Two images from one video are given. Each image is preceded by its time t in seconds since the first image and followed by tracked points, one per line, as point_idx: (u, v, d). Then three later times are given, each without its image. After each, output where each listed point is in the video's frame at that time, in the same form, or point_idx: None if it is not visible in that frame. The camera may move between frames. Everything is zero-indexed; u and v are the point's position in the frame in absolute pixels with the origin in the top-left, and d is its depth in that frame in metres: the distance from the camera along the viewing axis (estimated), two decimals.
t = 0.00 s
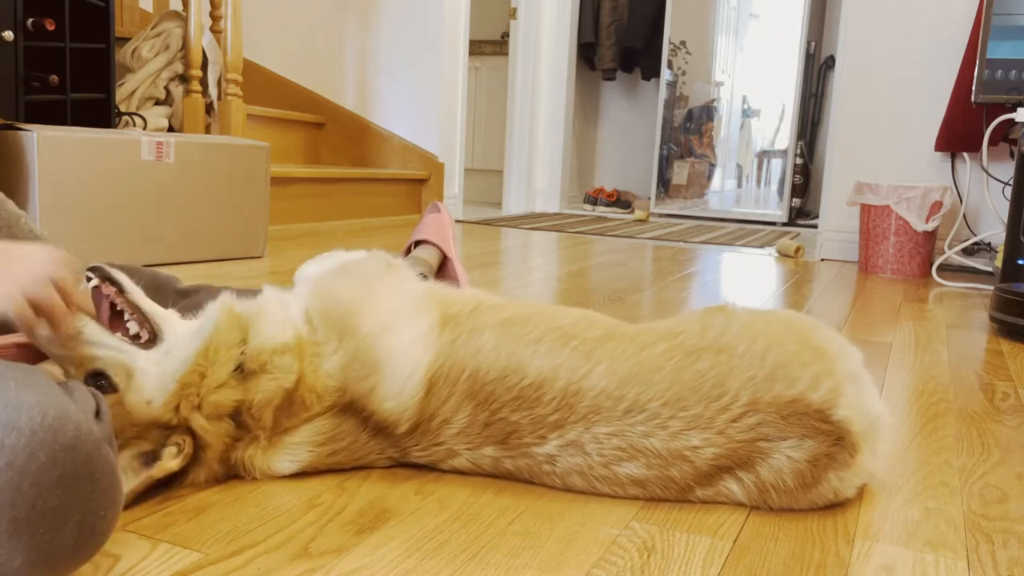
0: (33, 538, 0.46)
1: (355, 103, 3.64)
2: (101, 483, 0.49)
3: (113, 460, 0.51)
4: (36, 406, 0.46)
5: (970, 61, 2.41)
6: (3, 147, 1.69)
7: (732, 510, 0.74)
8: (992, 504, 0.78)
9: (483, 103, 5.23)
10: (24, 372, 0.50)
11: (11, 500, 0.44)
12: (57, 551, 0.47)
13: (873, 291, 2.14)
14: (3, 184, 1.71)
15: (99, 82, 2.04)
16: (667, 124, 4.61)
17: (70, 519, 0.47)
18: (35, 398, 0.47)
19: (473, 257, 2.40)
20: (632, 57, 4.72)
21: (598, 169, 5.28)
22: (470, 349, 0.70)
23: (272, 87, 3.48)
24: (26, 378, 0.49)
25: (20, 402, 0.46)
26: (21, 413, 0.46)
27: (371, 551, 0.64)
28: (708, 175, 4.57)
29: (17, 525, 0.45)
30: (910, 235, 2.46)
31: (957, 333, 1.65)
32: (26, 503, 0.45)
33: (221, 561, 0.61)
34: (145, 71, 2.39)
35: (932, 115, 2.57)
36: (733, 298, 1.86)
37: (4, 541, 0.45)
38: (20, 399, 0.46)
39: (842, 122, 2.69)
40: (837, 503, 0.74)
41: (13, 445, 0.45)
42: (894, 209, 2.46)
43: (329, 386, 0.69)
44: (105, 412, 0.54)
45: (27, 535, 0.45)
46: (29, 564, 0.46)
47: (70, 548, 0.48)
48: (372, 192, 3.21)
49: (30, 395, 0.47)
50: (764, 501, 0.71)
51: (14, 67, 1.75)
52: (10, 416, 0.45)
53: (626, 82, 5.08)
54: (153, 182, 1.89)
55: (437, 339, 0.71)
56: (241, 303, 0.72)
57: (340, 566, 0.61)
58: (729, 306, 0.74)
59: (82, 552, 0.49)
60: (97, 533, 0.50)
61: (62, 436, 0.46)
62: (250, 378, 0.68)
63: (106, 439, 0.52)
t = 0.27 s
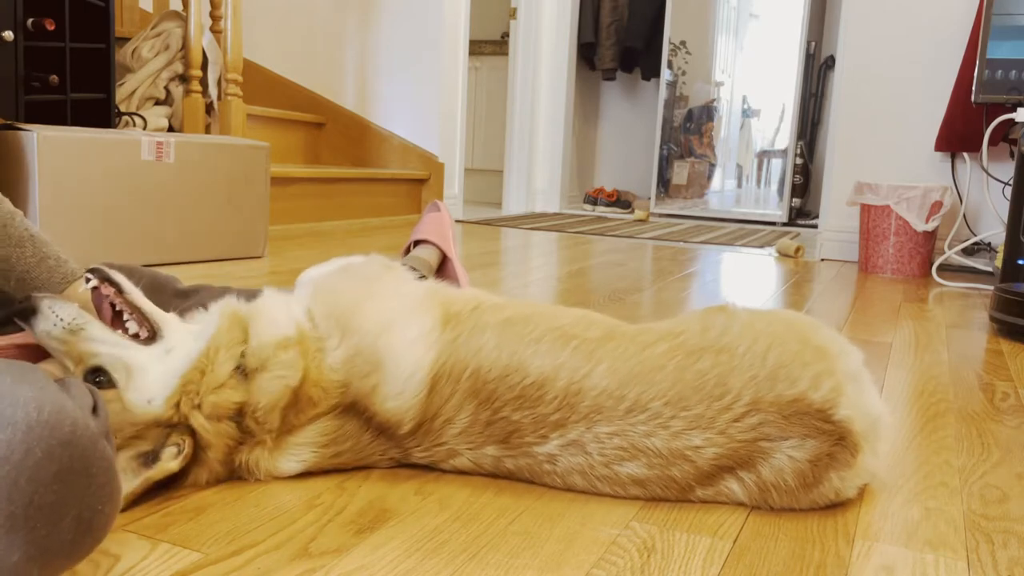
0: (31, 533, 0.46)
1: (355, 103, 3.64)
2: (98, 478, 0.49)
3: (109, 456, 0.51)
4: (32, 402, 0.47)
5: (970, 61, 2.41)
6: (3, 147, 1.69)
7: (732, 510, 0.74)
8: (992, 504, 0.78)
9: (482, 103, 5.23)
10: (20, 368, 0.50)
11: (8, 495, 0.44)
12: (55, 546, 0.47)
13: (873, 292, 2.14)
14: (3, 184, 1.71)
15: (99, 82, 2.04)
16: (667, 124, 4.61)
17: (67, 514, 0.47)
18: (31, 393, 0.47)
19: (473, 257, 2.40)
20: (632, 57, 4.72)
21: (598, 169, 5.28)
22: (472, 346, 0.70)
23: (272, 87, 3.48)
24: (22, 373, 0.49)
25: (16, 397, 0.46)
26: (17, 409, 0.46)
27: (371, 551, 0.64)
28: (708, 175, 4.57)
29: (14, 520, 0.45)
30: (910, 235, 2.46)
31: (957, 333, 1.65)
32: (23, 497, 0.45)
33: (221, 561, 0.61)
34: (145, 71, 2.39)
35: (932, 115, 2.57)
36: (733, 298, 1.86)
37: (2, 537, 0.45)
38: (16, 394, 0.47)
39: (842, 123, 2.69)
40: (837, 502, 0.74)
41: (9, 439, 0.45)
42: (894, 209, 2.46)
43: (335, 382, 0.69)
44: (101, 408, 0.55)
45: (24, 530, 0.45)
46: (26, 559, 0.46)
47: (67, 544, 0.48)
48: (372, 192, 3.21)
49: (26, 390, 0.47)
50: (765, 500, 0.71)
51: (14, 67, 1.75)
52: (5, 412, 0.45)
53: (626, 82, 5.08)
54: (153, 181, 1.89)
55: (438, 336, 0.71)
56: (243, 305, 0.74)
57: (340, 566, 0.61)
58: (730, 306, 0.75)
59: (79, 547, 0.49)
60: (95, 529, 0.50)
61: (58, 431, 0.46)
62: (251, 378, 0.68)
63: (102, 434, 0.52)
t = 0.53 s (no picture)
0: (34, 533, 0.46)
1: (355, 103, 3.64)
2: (102, 479, 0.49)
3: (114, 458, 0.51)
4: (36, 404, 0.47)
5: (970, 61, 2.41)
6: (3, 148, 1.69)
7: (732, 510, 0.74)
8: (992, 504, 0.78)
9: (482, 103, 5.23)
10: (24, 372, 0.50)
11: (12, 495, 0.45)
12: (58, 545, 0.47)
13: (873, 292, 2.14)
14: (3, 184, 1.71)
15: (99, 82, 2.04)
16: (667, 124, 4.61)
17: (71, 514, 0.47)
18: (35, 395, 0.48)
19: (473, 257, 2.40)
20: (632, 57, 4.72)
21: (598, 169, 5.28)
22: (473, 349, 0.70)
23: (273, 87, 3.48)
24: (27, 377, 0.49)
25: (20, 399, 0.47)
26: (21, 411, 0.46)
27: (371, 551, 0.64)
28: (708, 175, 4.57)
29: (18, 520, 0.45)
30: (910, 235, 2.46)
31: (957, 333, 1.65)
32: (27, 498, 0.45)
33: (221, 561, 0.61)
34: (145, 71, 2.39)
35: (932, 115, 2.57)
36: (733, 298, 1.86)
37: (6, 537, 0.45)
38: (20, 396, 0.47)
39: (843, 123, 2.69)
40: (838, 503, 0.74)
41: (14, 440, 0.45)
42: (894, 209, 2.46)
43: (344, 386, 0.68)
44: (105, 411, 0.55)
45: (27, 529, 0.45)
46: (30, 560, 0.46)
47: (71, 545, 0.48)
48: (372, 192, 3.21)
49: (30, 393, 0.48)
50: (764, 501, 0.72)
51: (14, 67, 1.75)
52: (10, 414, 0.46)
53: (626, 82, 5.08)
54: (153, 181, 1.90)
55: (439, 337, 0.71)
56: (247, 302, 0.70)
57: (340, 566, 0.61)
58: (730, 304, 0.75)
59: (83, 548, 0.49)
60: (98, 529, 0.49)
61: (62, 432, 0.46)
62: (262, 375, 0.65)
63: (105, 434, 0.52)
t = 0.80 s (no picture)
0: (20, 529, 0.45)
1: (355, 103, 3.64)
2: (88, 475, 0.49)
3: (98, 451, 0.51)
4: (22, 397, 0.46)
5: (970, 61, 2.41)
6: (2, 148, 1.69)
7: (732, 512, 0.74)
8: (992, 504, 0.78)
9: (482, 103, 5.23)
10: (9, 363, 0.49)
11: None
12: (45, 541, 0.47)
13: (873, 291, 2.14)
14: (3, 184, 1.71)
15: (99, 82, 2.04)
16: (667, 124, 4.61)
17: (58, 511, 0.47)
18: (21, 389, 0.47)
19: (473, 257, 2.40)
20: (631, 57, 4.72)
21: (598, 169, 5.27)
22: (476, 344, 0.70)
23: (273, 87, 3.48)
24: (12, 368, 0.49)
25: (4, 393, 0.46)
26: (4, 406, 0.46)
27: (371, 551, 0.64)
28: (708, 175, 4.57)
29: (4, 517, 0.45)
30: (910, 235, 2.46)
31: (957, 333, 1.65)
32: (12, 496, 0.45)
33: (220, 561, 0.61)
34: (145, 71, 2.39)
35: (932, 115, 2.57)
36: (733, 299, 1.86)
37: None
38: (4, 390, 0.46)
39: (843, 123, 2.69)
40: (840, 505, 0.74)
41: None
42: (894, 209, 2.46)
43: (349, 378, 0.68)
44: (91, 404, 0.55)
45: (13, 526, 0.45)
46: (16, 556, 0.46)
47: (57, 541, 0.48)
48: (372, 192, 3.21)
49: (15, 386, 0.47)
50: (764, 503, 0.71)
51: (14, 66, 1.75)
52: None
53: (626, 82, 5.08)
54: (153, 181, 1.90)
55: (442, 331, 0.72)
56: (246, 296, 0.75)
57: (340, 566, 0.61)
58: (736, 305, 0.75)
59: (71, 542, 0.49)
60: (85, 525, 0.50)
61: (48, 428, 0.46)
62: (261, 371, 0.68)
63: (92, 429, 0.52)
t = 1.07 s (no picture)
0: (52, 532, 0.46)
1: (355, 103, 3.64)
2: (116, 478, 0.49)
3: (125, 457, 0.52)
4: (53, 403, 0.47)
5: (970, 61, 2.41)
6: (3, 148, 1.69)
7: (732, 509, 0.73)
8: (991, 504, 0.78)
9: (482, 103, 5.23)
10: (38, 369, 0.50)
11: (33, 495, 0.45)
12: (76, 545, 0.48)
13: (873, 292, 2.14)
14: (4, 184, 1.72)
15: (99, 82, 2.04)
16: (667, 124, 4.61)
17: (88, 514, 0.47)
18: (51, 393, 0.48)
19: (473, 257, 2.40)
20: (632, 57, 4.72)
21: (598, 169, 5.27)
22: (469, 338, 0.72)
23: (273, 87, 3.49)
24: (40, 374, 0.49)
25: (36, 398, 0.47)
26: (38, 410, 0.46)
27: (371, 551, 0.64)
28: (708, 175, 4.57)
29: (37, 520, 0.45)
30: (910, 235, 2.46)
31: (957, 333, 1.65)
32: (45, 498, 0.45)
33: (221, 561, 0.61)
34: (145, 71, 2.39)
35: (932, 115, 2.57)
36: (733, 298, 1.86)
37: (24, 537, 0.45)
38: (36, 394, 0.47)
39: (842, 123, 2.69)
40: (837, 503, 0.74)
41: (32, 440, 0.45)
42: (894, 209, 2.46)
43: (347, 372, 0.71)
44: (116, 410, 0.56)
45: (47, 530, 0.46)
46: (48, 558, 0.46)
47: (87, 543, 0.48)
48: (372, 191, 3.21)
49: (46, 392, 0.48)
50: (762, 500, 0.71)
51: (14, 66, 1.75)
52: (27, 413, 0.46)
53: (626, 82, 5.08)
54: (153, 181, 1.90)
55: (437, 324, 0.73)
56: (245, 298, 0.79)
57: (340, 566, 0.61)
58: (729, 305, 0.75)
59: (98, 546, 0.49)
60: (112, 529, 0.50)
61: (79, 432, 0.47)
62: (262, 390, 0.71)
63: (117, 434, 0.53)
